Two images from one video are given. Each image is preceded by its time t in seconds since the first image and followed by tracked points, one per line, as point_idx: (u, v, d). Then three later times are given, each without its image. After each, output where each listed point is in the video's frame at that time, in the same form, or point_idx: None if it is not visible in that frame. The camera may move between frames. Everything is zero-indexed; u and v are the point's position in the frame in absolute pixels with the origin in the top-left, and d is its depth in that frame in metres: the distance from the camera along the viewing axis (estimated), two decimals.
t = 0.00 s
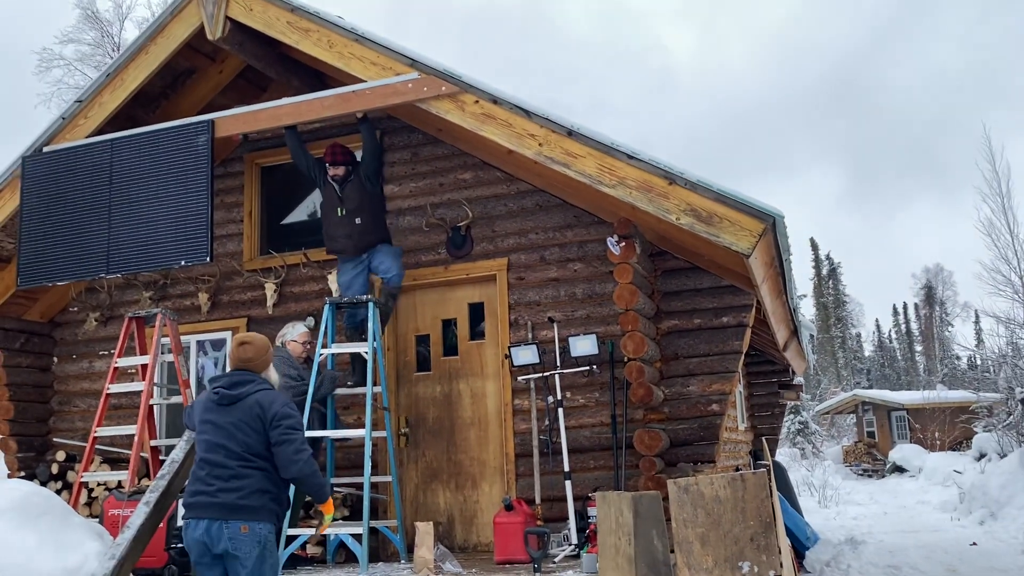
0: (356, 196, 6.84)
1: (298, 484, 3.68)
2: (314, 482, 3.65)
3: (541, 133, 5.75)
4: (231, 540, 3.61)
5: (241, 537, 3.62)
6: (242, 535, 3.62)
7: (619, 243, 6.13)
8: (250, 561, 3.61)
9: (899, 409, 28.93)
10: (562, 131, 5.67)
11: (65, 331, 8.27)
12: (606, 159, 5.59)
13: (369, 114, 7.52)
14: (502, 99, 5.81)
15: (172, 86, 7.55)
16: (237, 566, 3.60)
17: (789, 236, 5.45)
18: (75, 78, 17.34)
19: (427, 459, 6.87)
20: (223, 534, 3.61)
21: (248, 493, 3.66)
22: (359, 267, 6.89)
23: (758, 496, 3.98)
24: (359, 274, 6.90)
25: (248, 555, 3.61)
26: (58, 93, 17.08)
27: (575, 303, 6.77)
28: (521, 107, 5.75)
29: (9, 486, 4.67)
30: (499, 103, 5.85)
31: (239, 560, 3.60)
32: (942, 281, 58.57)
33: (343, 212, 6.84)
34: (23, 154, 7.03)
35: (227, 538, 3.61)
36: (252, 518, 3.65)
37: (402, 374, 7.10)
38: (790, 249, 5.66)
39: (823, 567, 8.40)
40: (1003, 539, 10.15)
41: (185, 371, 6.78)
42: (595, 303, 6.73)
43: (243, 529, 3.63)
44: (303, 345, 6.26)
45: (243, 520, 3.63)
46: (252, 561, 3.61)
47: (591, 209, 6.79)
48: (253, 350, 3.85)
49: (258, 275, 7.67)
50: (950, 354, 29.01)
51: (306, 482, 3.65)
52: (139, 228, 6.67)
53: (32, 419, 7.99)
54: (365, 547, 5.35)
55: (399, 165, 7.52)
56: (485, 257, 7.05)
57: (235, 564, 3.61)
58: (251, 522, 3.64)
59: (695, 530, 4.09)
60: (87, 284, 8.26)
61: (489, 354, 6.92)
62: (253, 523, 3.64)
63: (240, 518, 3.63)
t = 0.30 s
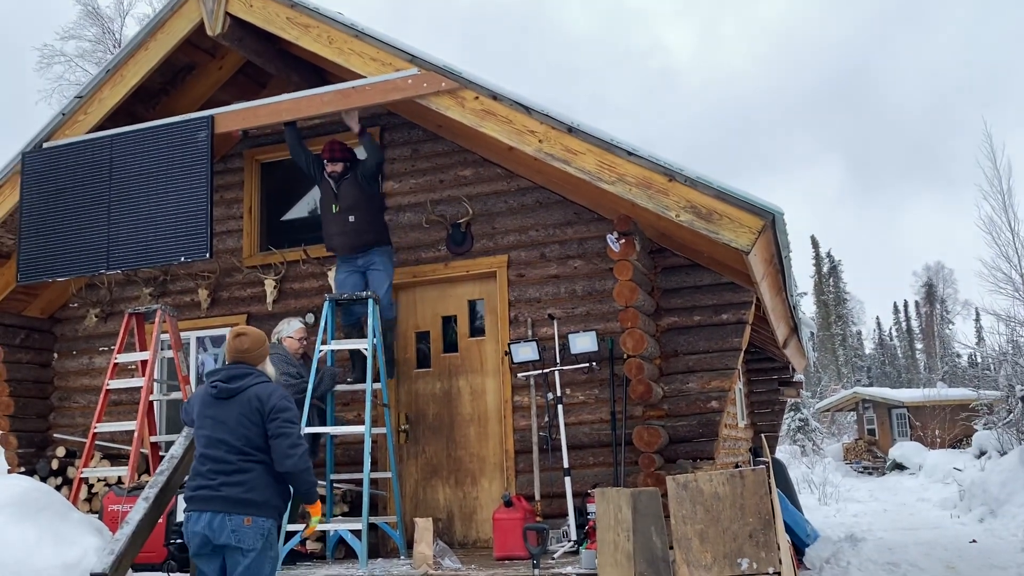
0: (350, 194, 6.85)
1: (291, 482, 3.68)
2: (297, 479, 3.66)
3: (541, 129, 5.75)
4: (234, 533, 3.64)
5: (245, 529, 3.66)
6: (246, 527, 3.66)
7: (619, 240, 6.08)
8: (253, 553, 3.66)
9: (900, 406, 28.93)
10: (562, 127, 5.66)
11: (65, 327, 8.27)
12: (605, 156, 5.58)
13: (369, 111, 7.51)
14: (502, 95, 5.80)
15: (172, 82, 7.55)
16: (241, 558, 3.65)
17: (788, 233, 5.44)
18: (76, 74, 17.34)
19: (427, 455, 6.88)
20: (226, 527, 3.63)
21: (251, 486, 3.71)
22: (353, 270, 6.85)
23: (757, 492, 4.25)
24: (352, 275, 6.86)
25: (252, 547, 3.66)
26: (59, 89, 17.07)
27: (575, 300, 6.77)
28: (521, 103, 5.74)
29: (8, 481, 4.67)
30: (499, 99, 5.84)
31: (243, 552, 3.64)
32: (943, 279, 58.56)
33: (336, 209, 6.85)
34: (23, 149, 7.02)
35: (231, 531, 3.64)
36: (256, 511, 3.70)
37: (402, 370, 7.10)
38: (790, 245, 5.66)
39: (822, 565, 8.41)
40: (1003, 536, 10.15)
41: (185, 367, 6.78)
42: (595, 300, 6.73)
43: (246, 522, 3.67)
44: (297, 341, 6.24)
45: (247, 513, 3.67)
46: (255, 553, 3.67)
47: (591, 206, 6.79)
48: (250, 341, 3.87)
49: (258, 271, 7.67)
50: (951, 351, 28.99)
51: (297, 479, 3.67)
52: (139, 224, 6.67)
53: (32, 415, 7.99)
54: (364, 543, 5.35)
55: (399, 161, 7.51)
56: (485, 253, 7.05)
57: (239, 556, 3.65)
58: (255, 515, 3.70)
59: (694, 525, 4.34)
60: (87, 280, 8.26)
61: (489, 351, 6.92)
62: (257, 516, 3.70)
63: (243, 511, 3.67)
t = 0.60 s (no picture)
0: (340, 217, 6.70)
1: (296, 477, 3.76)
2: (305, 475, 3.74)
3: (542, 125, 5.74)
4: (237, 528, 3.65)
5: (247, 525, 3.66)
6: (248, 523, 3.66)
7: (620, 237, 6.12)
8: (255, 549, 3.67)
9: (900, 404, 28.93)
10: (563, 123, 5.66)
11: (66, 323, 8.27)
12: (606, 152, 5.58)
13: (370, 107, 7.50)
14: (502, 91, 5.80)
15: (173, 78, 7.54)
16: (243, 554, 3.66)
17: (789, 229, 5.44)
18: (76, 70, 17.34)
19: (427, 451, 6.88)
20: (230, 522, 3.65)
21: (254, 482, 3.70)
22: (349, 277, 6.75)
23: (757, 488, 4.27)
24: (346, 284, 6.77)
25: (253, 543, 3.67)
26: (60, 85, 17.06)
27: (575, 296, 6.77)
28: (522, 99, 5.74)
29: (9, 475, 4.68)
30: (499, 95, 5.84)
31: (245, 547, 3.65)
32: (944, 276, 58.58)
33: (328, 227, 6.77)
34: (24, 144, 7.03)
35: (233, 526, 3.65)
36: (258, 507, 3.69)
37: (402, 366, 7.10)
38: (790, 242, 5.65)
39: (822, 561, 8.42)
40: (1003, 533, 10.15)
41: (185, 362, 6.79)
42: (596, 296, 6.73)
43: (248, 517, 3.67)
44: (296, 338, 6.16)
45: (249, 509, 3.67)
46: (256, 548, 3.67)
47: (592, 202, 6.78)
48: (253, 338, 3.87)
49: (259, 267, 7.68)
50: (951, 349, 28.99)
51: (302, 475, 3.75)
52: (139, 219, 6.67)
53: (32, 410, 7.96)
54: (364, 538, 5.35)
55: (399, 157, 7.51)
56: (486, 249, 7.05)
57: (240, 551, 3.66)
58: (258, 511, 3.69)
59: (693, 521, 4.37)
60: (87, 276, 8.26)
61: (489, 347, 6.92)
62: (259, 512, 3.70)
63: (246, 508, 3.67)
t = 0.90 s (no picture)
0: (348, 242, 6.61)
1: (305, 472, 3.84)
2: (322, 468, 3.86)
3: (543, 120, 5.73)
4: (237, 522, 3.66)
5: (247, 520, 3.67)
6: (248, 518, 3.67)
7: (621, 232, 6.12)
8: (254, 544, 3.68)
9: (901, 400, 28.94)
10: (564, 118, 5.65)
11: (67, 318, 8.27)
12: (608, 147, 5.57)
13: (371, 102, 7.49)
14: (503, 86, 5.79)
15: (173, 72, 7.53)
16: (243, 547, 3.67)
17: (792, 225, 5.43)
18: (77, 66, 17.33)
19: (428, 447, 6.89)
20: (231, 516, 3.67)
21: (257, 477, 3.70)
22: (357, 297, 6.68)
23: (758, 483, 4.27)
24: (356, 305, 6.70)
25: (253, 537, 3.68)
26: (61, 80, 17.05)
27: (576, 292, 6.77)
28: (523, 94, 5.73)
29: (10, 470, 4.68)
30: (501, 90, 5.83)
31: (245, 541, 3.67)
32: (945, 273, 58.61)
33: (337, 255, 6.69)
34: (25, 139, 7.01)
35: (234, 520, 3.67)
36: (260, 502, 3.69)
37: (403, 362, 7.10)
38: (792, 238, 5.64)
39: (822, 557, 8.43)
40: (1004, 529, 10.15)
41: (186, 357, 6.78)
42: (597, 292, 6.72)
43: (249, 512, 3.68)
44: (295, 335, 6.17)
45: (251, 504, 3.67)
46: (256, 543, 3.68)
47: (593, 198, 6.77)
48: (264, 334, 3.89)
49: (260, 262, 7.67)
50: (952, 345, 28.98)
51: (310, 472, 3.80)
52: (140, 214, 6.67)
53: (35, 405, 8.02)
54: (365, 534, 5.35)
55: (401, 152, 7.49)
56: (487, 245, 7.04)
57: (240, 544, 3.68)
58: (259, 506, 3.70)
59: (694, 517, 4.37)
60: (88, 271, 8.26)
61: (491, 343, 6.92)
62: (261, 507, 3.70)
63: (247, 502, 3.67)
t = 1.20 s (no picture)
0: (358, 250, 6.58)
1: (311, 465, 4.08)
2: (326, 462, 4.11)
3: (544, 114, 5.73)
4: (245, 510, 3.85)
5: (255, 508, 3.85)
6: (256, 506, 3.86)
7: (621, 226, 6.10)
8: (260, 532, 3.86)
9: (900, 395, 28.96)
10: (565, 112, 5.65)
11: (68, 312, 8.27)
12: (608, 141, 5.56)
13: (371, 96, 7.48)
14: (503, 80, 5.78)
15: (173, 66, 7.52)
16: (248, 535, 3.85)
17: (792, 220, 5.43)
18: (76, 60, 17.30)
19: (428, 441, 6.90)
20: (239, 504, 3.85)
21: (267, 467, 3.90)
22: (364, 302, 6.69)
23: (758, 478, 4.28)
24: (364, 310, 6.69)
25: (259, 526, 3.86)
26: (60, 74, 17.01)
27: (577, 286, 6.77)
28: (524, 88, 5.72)
29: (11, 464, 4.68)
30: (501, 84, 5.82)
31: (251, 529, 3.85)
32: (945, 268, 58.63)
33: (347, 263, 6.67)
34: (24, 133, 7.01)
35: (242, 508, 3.85)
36: (268, 492, 3.89)
37: (403, 356, 7.10)
38: (792, 232, 5.65)
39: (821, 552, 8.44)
40: (1002, 524, 10.16)
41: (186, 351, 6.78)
42: (597, 286, 6.72)
43: (257, 501, 3.86)
44: (293, 329, 6.26)
45: (260, 492, 3.86)
46: (261, 532, 3.87)
47: (593, 192, 6.77)
48: (273, 329, 4.15)
49: (260, 256, 7.67)
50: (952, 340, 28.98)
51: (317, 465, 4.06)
52: (140, 209, 6.67)
53: (35, 399, 8.01)
54: (366, 527, 5.36)
55: (401, 147, 7.49)
56: (487, 240, 7.04)
57: (246, 532, 3.86)
58: (266, 495, 3.89)
59: (695, 510, 4.38)
60: (88, 265, 8.25)
61: (491, 337, 6.92)
62: (268, 496, 3.89)
63: (256, 491, 3.86)
